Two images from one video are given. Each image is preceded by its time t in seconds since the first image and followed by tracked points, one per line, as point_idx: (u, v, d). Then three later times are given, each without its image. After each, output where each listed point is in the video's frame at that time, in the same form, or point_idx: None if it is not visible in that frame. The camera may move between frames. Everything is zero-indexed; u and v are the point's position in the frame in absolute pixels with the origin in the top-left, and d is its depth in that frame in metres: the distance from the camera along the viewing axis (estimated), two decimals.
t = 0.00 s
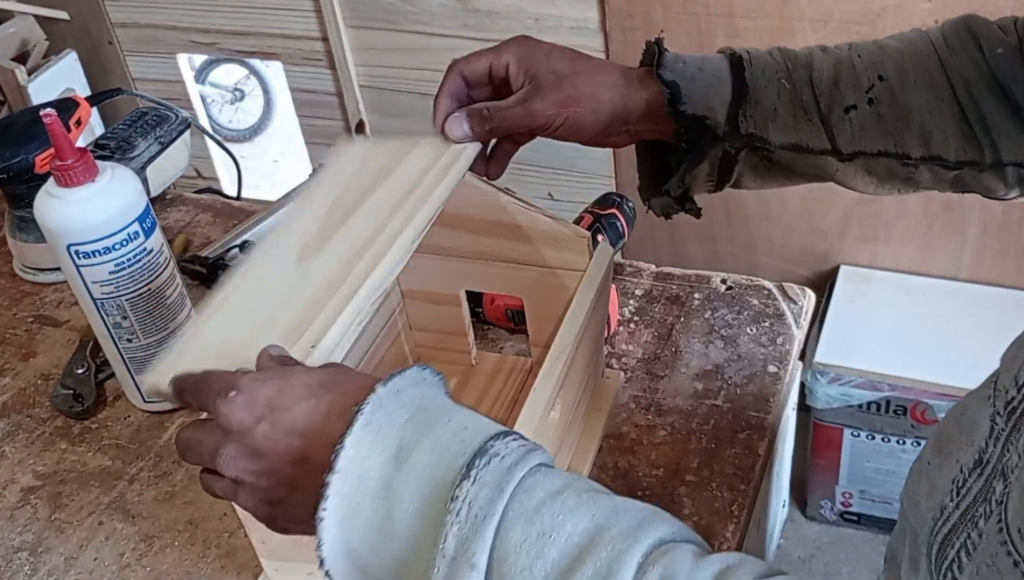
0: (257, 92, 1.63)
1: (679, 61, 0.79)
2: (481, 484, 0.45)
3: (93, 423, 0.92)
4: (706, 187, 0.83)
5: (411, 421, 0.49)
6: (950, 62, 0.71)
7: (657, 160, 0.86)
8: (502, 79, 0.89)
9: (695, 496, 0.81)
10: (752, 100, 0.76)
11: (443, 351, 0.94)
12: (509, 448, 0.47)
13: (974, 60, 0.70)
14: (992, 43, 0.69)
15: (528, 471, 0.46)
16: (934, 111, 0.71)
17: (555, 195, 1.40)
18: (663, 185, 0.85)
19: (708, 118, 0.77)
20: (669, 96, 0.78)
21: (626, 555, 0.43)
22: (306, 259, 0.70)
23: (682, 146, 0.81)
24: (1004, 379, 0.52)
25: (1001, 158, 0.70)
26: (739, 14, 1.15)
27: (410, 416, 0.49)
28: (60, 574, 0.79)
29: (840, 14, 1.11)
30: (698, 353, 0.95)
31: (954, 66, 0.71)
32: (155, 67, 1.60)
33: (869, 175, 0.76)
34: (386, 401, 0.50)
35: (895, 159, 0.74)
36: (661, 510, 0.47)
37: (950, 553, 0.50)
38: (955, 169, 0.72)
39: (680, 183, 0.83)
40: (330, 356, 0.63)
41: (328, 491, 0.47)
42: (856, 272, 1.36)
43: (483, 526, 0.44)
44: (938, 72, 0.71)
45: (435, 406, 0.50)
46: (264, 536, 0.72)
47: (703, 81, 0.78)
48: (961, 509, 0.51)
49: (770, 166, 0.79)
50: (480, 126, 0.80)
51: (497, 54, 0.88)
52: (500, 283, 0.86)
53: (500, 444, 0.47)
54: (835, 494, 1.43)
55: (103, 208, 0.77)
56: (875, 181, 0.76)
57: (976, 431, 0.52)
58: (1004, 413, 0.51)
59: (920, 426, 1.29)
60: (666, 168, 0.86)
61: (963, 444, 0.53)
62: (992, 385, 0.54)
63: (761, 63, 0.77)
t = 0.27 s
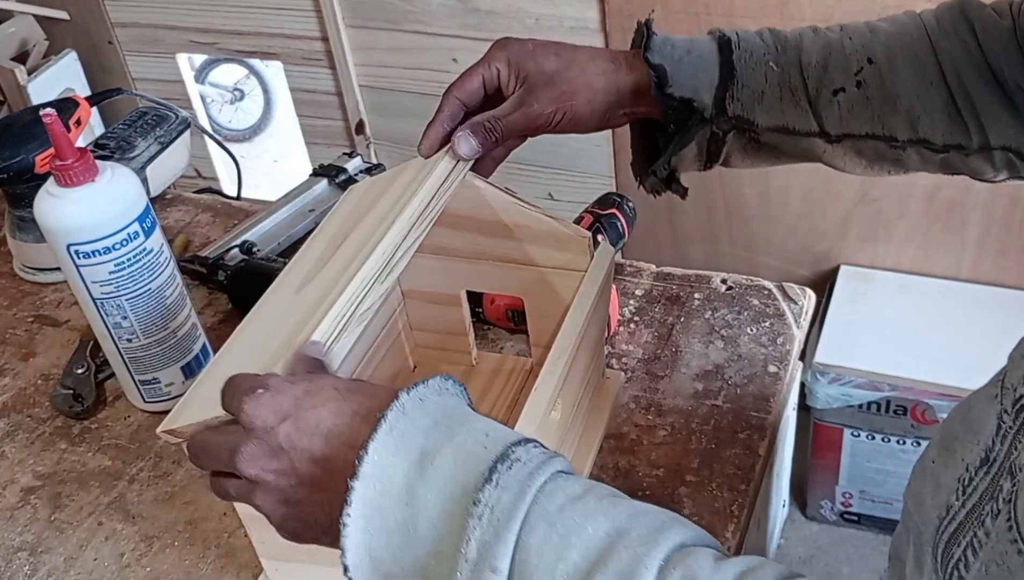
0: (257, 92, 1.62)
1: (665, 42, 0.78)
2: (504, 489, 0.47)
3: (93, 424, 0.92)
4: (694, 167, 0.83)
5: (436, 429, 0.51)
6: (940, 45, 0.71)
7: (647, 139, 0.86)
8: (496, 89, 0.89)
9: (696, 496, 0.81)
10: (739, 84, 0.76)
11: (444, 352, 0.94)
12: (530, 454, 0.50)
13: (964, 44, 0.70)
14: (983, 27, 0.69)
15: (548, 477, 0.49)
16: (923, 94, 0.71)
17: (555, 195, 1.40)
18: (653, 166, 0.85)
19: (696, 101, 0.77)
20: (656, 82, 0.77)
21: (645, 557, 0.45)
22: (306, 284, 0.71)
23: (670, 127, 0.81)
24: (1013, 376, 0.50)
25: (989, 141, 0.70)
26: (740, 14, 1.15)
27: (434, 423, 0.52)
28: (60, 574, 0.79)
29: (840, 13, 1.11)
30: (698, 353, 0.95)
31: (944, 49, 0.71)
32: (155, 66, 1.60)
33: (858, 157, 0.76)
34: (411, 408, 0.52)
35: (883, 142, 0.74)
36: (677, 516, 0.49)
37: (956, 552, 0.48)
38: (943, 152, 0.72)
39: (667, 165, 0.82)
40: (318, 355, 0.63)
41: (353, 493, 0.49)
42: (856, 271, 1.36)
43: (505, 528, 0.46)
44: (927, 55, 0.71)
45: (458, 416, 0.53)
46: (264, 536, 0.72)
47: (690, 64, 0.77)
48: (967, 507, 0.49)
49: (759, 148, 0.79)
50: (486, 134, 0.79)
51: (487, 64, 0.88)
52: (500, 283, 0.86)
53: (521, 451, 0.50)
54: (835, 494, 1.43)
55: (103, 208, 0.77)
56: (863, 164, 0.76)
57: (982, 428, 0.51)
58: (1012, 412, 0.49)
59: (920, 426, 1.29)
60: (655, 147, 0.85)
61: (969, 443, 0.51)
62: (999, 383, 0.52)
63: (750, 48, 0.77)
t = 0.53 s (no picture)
0: (257, 92, 1.62)
1: (669, 61, 0.81)
2: (514, 485, 0.47)
3: (93, 424, 0.92)
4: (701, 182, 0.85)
5: (447, 427, 0.51)
6: (942, 47, 0.71)
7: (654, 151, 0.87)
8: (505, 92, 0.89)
9: (696, 496, 0.81)
10: (744, 98, 0.78)
11: (444, 352, 0.94)
12: (541, 451, 0.49)
13: (965, 44, 0.69)
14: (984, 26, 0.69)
15: (559, 474, 0.48)
16: (926, 97, 0.71)
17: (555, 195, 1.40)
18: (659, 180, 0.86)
19: (702, 116, 0.79)
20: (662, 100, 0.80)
21: (655, 553, 0.45)
22: (307, 281, 0.71)
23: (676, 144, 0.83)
24: (1017, 374, 0.50)
25: (993, 142, 0.70)
26: (740, 14, 1.15)
27: (446, 421, 0.51)
28: (60, 574, 0.79)
29: (840, 14, 1.11)
30: (698, 353, 0.95)
31: (945, 51, 0.71)
32: (154, 66, 1.59)
33: (864, 160, 0.76)
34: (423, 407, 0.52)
35: (888, 147, 0.74)
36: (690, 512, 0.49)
37: (960, 548, 0.49)
38: (947, 154, 0.72)
39: (676, 182, 0.85)
40: (321, 353, 0.63)
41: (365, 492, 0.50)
42: (856, 271, 1.36)
43: (515, 524, 0.46)
44: (930, 58, 0.71)
45: (470, 414, 0.52)
46: (264, 536, 0.72)
47: (694, 81, 0.79)
48: (971, 505, 0.49)
49: (765, 159, 0.80)
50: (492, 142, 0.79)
51: (501, 69, 0.87)
52: (500, 283, 0.86)
53: (533, 447, 0.49)
54: (835, 494, 1.43)
55: (103, 208, 0.77)
56: (870, 167, 0.77)
57: (986, 425, 0.50)
58: (1017, 408, 0.49)
59: (920, 426, 1.29)
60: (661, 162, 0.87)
61: (972, 441, 0.51)
62: (1004, 379, 0.51)
63: (752, 59, 0.78)
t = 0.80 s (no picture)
0: (257, 92, 1.62)
1: (669, 80, 0.81)
2: (529, 479, 0.48)
3: (93, 424, 0.92)
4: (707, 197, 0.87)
5: (462, 425, 0.52)
6: (942, 48, 0.71)
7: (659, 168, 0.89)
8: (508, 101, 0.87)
9: (695, 496, 0.81)
10: (745, 113, 0.78)
11: (444, 351, 0.94)
12: (555, 448, 0.50)
13: (964, 45, 0.69)
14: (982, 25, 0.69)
15: (572, 471, 0.49)
16: (927, 101, 0.71)
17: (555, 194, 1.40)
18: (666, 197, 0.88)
19: (706, 136, 0.80)
20: (665, 124, 0.81)
21: (666, 544, 0.45)
22: (308, 280, 0.71)
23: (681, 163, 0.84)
24: (1021, 367, 0.49)
25: (996, 140, 0.70)
26: (740, 14, 1.15)
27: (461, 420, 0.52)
28: (60, 574, 0.79)
29: (840, 14, 1.11)
30: (698, 353, 0.95)
31: (945, 53, 0.70)
32: (155, 66, 1.60)
33: (869, 163, 0.77)
34: (439, 405, 0.53)
35: (892, 150, 0.75)
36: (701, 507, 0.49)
37: (962, 541, 0.48)
38: (951, 154, 0.73)
39: (683, 202, 0.86)
40: (323, 352, 0.63)
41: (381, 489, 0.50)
42: (856, 271, 1.36)
43: (530, 518, 0.46)
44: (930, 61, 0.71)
45: (485, 415, 0.53)
46: (263, 536, 0.72)
47: (696, 100, 0.80)
48: (972, 497, 0.49)
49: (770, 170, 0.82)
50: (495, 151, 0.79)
51: (509, 79, 0.85)
52: (500, 283, 0.86)
53: (547, 445, 0.50)
54: (835, 494, 1.43)
55: (103, 209, 0.77)
56: (874, 169, 0.77)
57: (989, 418, 0.50)
58: (1020, 402, 0.48)
59: (920, 426, 1.29)
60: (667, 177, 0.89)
61: (975, 434, 0.51)
62: (1007, 372, 0.51)
63: (752, 72, 0.78)
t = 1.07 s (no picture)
0: (257, 92, 1.60)
1: (665, 49, 0.79)
2: (558, 458, 0.43)
3: (93, 424, 0.92)
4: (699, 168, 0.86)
5: (491, 406, 0.47)
6: (939, 23, 0.71)
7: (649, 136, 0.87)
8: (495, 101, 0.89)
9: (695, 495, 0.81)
10: (741, 86, 0.78)
11: (444, 351, 0.94)
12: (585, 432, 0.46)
13: (963, 20, 0.69)
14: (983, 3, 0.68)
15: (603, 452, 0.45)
16: (922, 76, 0.72)
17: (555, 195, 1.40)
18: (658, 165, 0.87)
19: (701, 107, 0.79)
20: (660, 94, 0.79)
21: (700, 521, 0.41)
22: (309, 280, 0.71)
23: (674, 133, 0.83)
24: None
25: (990, 118, 0.70)
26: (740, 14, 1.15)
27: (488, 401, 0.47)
28: (60, 574, 0.79)
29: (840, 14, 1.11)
30: (698, 353, 0.95)
31: (943, 28, 0.70)
32: (155, 66, 1.60)
33: (861, 137, 0.77)
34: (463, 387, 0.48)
35: (886, 124, 0.75)
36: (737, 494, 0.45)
37: (970, 528, 0.54)
38: (945, 130, 0.73)
39: (676, 172, 0.85)
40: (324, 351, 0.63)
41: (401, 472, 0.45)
42: (856, 271, 1.36)
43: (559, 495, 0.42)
44: (927, 36, 0.71)
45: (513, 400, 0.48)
46: (263, 536, 0.72)
47: (692, 71, 0.78)
48: (981, 486, 0.54)
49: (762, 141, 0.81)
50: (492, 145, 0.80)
51: (493, 79, 0.86)
52: (500, 283, 0.86)
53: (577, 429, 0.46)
54: (835, 494, 1.43)
55: (103, 209, 0.77)
56: (865, 143, 0.78)
57: (999, 407, 0.56)
58: None
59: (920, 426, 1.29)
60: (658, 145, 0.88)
61: (984, 423, 0.57)
62: (1018, 366, 0.57)
63: (750, 46, 0.78)
